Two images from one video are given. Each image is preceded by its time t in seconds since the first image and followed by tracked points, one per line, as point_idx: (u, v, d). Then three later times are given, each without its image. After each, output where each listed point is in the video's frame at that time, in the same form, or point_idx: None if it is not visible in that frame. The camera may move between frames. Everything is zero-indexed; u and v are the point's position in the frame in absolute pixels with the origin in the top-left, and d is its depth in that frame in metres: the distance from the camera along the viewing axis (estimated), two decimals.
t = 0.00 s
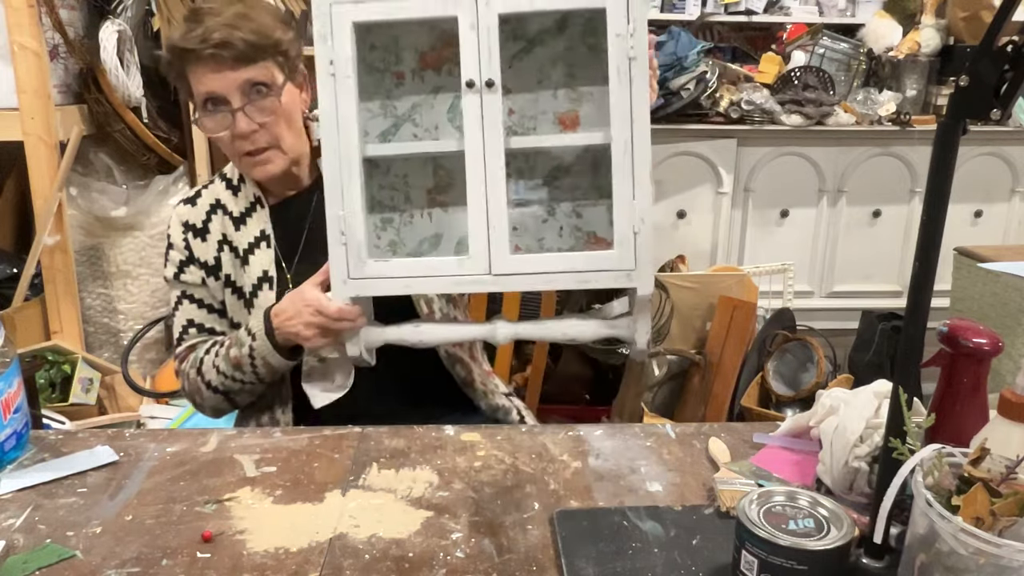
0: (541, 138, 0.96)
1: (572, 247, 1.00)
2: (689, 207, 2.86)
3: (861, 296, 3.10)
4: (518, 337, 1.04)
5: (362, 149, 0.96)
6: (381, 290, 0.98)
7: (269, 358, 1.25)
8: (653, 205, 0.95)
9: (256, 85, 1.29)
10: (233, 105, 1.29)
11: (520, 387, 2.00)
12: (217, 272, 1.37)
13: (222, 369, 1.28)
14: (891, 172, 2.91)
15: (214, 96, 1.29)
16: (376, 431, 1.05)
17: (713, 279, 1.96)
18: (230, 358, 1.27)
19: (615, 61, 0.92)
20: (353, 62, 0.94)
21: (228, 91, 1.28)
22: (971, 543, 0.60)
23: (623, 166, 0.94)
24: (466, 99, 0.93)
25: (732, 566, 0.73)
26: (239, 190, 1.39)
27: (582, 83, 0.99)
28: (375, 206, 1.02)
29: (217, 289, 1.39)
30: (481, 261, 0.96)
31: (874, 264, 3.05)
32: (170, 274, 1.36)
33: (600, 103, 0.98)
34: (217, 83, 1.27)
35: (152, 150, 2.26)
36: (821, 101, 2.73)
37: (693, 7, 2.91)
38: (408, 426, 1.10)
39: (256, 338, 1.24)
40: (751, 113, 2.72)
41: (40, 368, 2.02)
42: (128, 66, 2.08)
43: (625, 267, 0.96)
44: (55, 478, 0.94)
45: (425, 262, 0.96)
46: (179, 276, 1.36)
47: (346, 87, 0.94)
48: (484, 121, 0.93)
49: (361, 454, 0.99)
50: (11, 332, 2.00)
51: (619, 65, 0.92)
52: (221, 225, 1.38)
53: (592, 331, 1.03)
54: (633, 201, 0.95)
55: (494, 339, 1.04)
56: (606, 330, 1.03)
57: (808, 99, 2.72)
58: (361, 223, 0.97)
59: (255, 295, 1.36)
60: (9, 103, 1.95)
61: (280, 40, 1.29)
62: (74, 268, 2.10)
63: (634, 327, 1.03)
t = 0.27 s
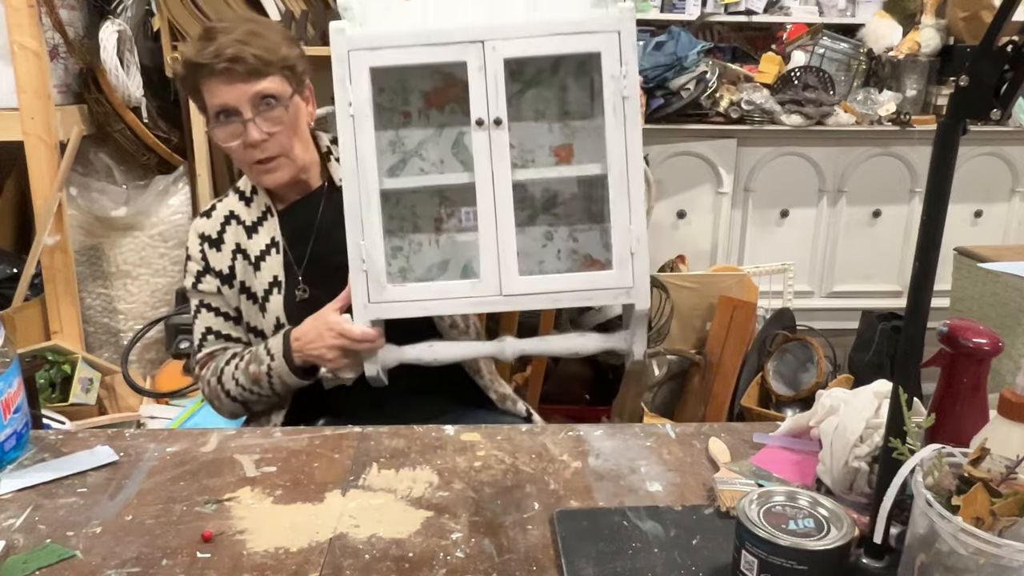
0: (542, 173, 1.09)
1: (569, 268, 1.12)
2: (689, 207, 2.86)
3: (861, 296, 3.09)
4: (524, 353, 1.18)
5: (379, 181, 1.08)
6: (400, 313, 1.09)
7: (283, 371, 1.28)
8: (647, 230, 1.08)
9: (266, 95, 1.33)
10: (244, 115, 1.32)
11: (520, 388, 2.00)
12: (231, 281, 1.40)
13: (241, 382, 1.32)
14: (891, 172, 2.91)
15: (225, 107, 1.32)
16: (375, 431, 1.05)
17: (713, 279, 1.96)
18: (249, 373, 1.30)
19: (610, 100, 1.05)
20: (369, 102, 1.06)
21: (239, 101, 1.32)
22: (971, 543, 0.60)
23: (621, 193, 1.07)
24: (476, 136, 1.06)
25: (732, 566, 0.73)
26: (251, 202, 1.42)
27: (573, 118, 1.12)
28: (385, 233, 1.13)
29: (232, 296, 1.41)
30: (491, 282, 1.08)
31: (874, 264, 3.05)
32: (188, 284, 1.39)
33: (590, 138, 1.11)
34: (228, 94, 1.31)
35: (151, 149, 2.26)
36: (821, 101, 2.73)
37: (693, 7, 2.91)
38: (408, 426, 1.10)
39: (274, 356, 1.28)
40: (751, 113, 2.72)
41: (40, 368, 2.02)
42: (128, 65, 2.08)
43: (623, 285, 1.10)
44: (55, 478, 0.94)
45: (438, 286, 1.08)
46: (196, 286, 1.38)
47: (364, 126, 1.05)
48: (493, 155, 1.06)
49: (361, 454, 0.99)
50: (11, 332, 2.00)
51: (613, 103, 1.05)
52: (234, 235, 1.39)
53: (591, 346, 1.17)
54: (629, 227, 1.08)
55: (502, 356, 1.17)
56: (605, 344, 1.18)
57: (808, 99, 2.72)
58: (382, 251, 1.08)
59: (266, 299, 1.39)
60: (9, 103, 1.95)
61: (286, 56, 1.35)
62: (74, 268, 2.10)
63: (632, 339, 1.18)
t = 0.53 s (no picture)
0: (538, 185, 1.15)
1: (568, 281, 1.18)
2: (689, 207, 2.85)
3: (861, 296, 3.10)
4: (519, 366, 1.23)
5: (380, 192, 1.14)
6: (397, 319, 1.14)
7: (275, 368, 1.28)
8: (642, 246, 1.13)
9: (275, 90, 1.34)
10: (253, 108, 1.34)
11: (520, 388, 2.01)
12: (232, 274, 1.39)
13: (233, 378, 1.32)
14: (891, 172, 2.91)
15: (235, 99, 1.34)
16: (375, 431, 1.05)
17: (713, 279, 1.96)
18: (242, 370, 1.30)
19: (607, 115, 1.11)
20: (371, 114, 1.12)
21: (249, 95, 1.33)
22: (971, 543, 0.60)
23: (615, 208, 1.12)
24: (475, 148, 1.12)
25: (732, 566, 0.73)
26: (257, 197, 1.41)
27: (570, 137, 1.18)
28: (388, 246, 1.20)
29: (232, 290, 1.41)
30: (488, 294, 1.13)
31: (874, 264, 3.05)
32: (190, 276, 1.39)
33: (588, 154, 1.17)
34: (239, 87, 1.33)
35: (151, 149, 2.26)
36: (821, 101, 2.73)
37: (693, 7, 2.92)
38: (408, 426, 1.10)
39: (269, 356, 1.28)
40: (751, 113, 2.72)
41: (39, 368, 2.02)
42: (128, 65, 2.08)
43: (617, 298, 1.15)
44: (55, 478, 0.94)
45: (437, 294, 1.13)
46: (197, 278, 1.38)
47: (366, 136, 1.12)
48: (490, 166, 1.12)
49: (361, 454, 0.99)
50: (11, 332, 2.00)
51: (610, 118, 1.11)
52: (239, 230, 1.39)
53: (587, 359, 1.24)
54: (624, 242, 1.13)
55: (498, 366, 1.23)
56: (600, 358, 1.24)
57: (808, 99, 2.72)
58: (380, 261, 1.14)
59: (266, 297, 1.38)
60: (9, 103, 1.95)
61: (296, 53, 1.36)
62: (74, 268, 2.10)
63: (626, 354, 1.24)
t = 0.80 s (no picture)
0: (543, 231, 1.18)
1: (572, 323, 1.22)
2: (689, 207, 2.85)
3: (860, 296, 3.10)
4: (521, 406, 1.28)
5: (387, 234, 1.18)
6: (402, 359, 1.19)
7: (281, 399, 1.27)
8: (646, 291, 1.17)
9: (278, 91, 1.34)
10: (257, 110, 1.34)
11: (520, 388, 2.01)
12: (235, 280, 1.39)
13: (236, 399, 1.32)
14: (891, 172, 2.91)
15: (238, 101, 1.34)
16: (375, 431, 1.05)
17: (713, 279, 1.96)
18: (245, 397, 1.30)
19: (614, 163, 1.15)
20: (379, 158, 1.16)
21: (252, 96, 1.33)
22: (971, 543, 0.60)
23: (619, 252, 1.16)
24: (482, 193, 1.16)
25: (732, 566, 0.73)
26: (260, 200, 1.41)
27: (576, 180, 1.22)
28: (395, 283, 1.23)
29: (235, 296, 1.40)
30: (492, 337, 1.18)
31: (874, 264, 3.05)
32: (194, 279, 1.39)
33: (594, 198, 1.21)
34: (241, 88, 1.32)
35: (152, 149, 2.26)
36: (821, 101, 2.73)
37: (693, 7, 2.93)
38: (407, 426, 1.10)
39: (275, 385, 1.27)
40: (751, 113, 2.72)
41: (40, 368, 2.02)
42: (128, 65, 2.08)
43: (622, 343, 1.19)
44: (55, 478, 0.94)
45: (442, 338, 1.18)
46: (201, 282, 1.38)
47: (374, 180, 1.16)
48: (496, 211, 1.16)
49: (361, 454, 0.99)
50: (11, 332, 2.00)
51: (617, 166, 1.15)
52: (242, 234, 1.39)
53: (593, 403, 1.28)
54: (630, 286, 1.17)
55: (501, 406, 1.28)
56: (603, 402, 1.27)
57: (808, 99, 2.72)
58: (385, 303, 1.17)
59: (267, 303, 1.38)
60: (9, 103, 1.95)
61: (301, 56, 1.35)
62: (73, 268, 2.10)
63: (631, 398, 1.27)
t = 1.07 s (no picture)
0: (552, 279, 1.23)
1: (574, 370, 1.27)
2: (689, 207, 2.85)
3: (860, 296, 3.10)
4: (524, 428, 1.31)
5: (396, 274, 1.22)
6: (402, 401, 1.25)
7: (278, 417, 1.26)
8: (651, 346, 1.23)
9: (285, 93, 1.33)
10: (263, 112, 1.33)
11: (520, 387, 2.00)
12: (235, 286, 1.40)
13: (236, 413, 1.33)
14: (891, 172, 2.91)
15: (244, 102, 1.32)
16: (375, 431, 1.05)
17: (713, 279, 1.96)
18: (244, 415, 1.30)
19: (626, 217, 1.20)
20: (392, 199, 1.21)
21: (258, 97, 1.32)
22: (971, 543, 0.60)
23: (626, 303, 1.22)
24: (494, 240, 1.21)
25: (732, 566, 0.73)
26: (263, 204, 1.41)
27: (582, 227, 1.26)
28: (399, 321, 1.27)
29: (234, 302, 1.42)
30: (495, 383, 1.24)
31: (874, 264, 3.05)
32: (193, 282, 1.40)
33: (600, 245, 1.25)
34: (247, 89, 1.31)
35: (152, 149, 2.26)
36: (821, 101, 2.73)
37: (693, 7, 2.94)
38: (408, 426, 1.10)
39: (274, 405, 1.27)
40: (751, 113, 2.72)
41: (39, 368, 2.02)
42: (128, 65, 2.08)
43: (624, 396, 1.24)
44: (55, 478, 0.94)
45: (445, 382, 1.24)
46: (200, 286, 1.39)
47: (386, 221, 1.21)
48: (506, 258, 1.21)
49: (361, 454, 0.99)
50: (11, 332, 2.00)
51: (629, 220, 1.20)
52: (243, 239, 1.39)
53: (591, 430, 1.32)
54: (634, 339, 1.23)
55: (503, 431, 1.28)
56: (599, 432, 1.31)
57: (808, 99, 2.72)
58: (390, 343, 1.23)
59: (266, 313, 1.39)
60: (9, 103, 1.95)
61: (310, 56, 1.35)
62: (74, 269, 2.10)
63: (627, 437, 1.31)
